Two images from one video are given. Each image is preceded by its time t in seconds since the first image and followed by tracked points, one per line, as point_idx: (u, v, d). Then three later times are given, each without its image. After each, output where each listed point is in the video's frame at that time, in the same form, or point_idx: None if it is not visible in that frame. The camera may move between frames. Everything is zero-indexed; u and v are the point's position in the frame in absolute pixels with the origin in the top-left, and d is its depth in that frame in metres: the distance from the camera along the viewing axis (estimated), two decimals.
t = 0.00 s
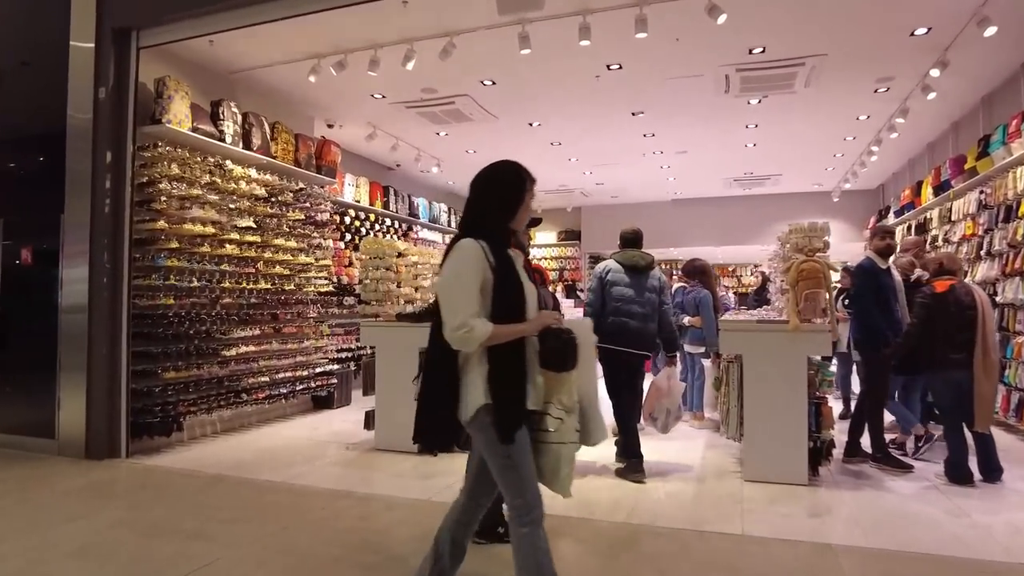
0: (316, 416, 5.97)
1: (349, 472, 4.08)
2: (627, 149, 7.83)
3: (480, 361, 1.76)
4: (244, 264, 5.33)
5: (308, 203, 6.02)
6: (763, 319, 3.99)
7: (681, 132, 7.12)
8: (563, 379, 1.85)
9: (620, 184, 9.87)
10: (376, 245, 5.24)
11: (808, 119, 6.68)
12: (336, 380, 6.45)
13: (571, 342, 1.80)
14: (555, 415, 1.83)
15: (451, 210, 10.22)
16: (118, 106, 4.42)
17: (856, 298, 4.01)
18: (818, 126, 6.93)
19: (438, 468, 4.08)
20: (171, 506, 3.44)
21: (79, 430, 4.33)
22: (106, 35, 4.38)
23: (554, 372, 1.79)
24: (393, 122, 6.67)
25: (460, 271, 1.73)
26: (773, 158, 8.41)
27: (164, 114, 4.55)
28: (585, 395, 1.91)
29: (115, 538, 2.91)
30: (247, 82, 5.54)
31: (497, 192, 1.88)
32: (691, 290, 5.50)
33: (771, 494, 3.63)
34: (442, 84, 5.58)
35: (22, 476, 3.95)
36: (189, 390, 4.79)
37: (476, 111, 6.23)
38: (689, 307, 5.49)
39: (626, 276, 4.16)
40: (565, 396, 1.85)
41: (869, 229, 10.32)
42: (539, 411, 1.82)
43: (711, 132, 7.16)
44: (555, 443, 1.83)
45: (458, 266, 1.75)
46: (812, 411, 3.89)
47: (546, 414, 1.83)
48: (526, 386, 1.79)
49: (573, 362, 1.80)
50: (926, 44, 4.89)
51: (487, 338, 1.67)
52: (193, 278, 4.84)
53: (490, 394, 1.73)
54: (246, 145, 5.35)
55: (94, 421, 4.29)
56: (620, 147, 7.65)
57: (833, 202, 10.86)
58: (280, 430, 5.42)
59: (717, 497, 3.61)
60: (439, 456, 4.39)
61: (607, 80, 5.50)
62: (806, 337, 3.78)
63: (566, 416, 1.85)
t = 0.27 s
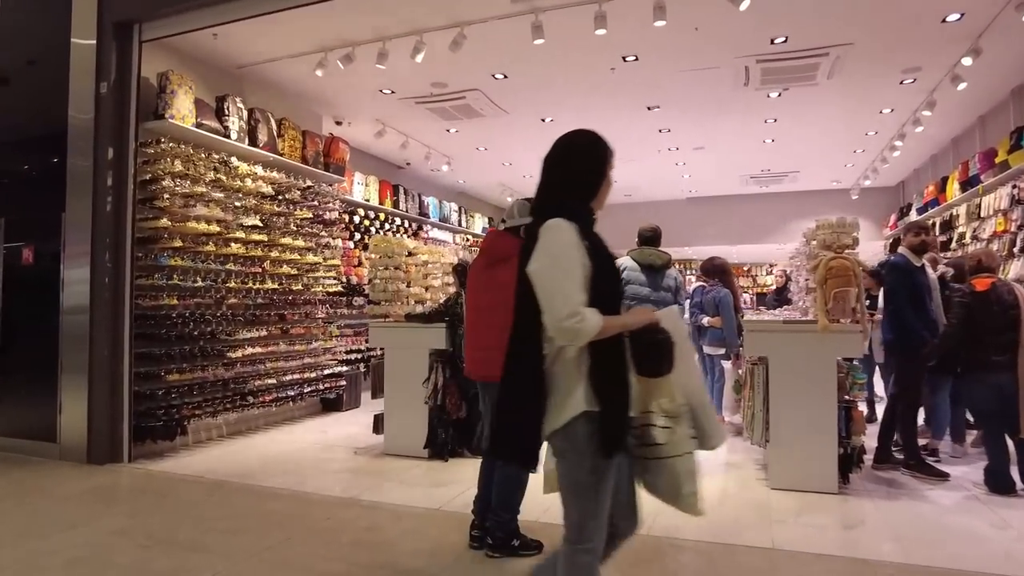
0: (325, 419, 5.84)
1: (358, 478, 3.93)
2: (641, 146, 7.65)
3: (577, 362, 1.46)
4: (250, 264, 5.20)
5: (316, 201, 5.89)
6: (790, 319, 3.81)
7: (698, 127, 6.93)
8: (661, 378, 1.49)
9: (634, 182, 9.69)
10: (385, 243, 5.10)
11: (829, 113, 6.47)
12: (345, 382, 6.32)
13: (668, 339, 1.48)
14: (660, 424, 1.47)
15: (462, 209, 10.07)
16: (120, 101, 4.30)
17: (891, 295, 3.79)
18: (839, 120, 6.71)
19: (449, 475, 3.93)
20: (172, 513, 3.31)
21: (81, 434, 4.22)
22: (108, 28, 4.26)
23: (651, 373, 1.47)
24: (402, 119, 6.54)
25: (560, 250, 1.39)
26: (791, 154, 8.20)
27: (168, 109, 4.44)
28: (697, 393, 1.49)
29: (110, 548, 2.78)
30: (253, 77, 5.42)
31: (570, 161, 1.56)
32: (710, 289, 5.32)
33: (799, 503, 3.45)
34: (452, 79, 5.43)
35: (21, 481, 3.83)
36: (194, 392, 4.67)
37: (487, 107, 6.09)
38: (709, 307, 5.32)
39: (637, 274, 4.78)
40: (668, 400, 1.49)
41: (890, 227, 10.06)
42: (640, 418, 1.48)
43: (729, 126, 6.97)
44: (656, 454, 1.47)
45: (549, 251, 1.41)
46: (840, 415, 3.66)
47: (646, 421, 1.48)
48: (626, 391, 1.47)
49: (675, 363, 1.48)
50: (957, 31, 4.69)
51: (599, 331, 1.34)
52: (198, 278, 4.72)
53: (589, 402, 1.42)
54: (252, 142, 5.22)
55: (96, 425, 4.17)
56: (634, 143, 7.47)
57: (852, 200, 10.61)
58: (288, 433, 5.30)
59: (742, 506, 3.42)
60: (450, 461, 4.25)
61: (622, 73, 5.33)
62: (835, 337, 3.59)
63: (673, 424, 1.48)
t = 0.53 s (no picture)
0: (334, 422, 5.69)
1: (367, 485, 3.77)
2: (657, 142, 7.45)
3: (691, 373, 1.23)
4: (257, 262, 5.07)
5: (325, 198, 5.74)
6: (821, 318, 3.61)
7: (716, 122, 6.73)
8: (793, 390, 1.26)
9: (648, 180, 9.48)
10: (395, 240, 4.93)
11: (854, 106, 6.24)
12: (354, 384, 6.16)
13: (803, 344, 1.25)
14: (805, 445, 1.24)
15: (473, 208, 9.91)
16: (122, 94, 4.17)
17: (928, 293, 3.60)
18: (864, 114, 6.48)
19: (462, 482, 3.77)
20: (172, 521, 3.17)
21: (82, 437, 4.09)
22: (111, 19, 4.14)
23: (777, 389, 1.21)
24: (413, 115, 6.38)
25: (678, 240, 1.18)
26: (812, 149, 7.97)
27: (172, 103, 4.31)
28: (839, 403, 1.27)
29: (105, 560, 2.64)
30: (260, 70, 5.28)
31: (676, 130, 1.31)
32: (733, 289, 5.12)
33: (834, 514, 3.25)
34: (464, 71, 5.27)
35: (19, 485, 3.71)
36: (198, 394, 4.53)
37: (499, 101, 5.92)
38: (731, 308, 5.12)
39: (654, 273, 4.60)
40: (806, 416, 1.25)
41: (912, 226, 9.77)
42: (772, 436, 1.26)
43: (749, 121, 6.75)
44: (789, 481, 1.26)
45: (661, 240, 1.20)
46: (878, 420, 3.47)
47: (778, 442, 1.26)
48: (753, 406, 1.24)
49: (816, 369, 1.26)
50: (993, 17, 4.46)
51: (728, 336, 1.14)
52: (202, 276, 4.58)
53: (708, 422, 1.21)
54: (259, 137, 5.09)
55: (97, 427, 4.05)
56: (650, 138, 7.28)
57: (873, 197, 10.34)
58: (296, 436, 5.15)
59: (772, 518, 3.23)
60: (463, 467, 4.08)
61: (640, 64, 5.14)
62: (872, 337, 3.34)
63: (821, 444, 1.24)
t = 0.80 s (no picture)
0: (339, 428, 5.52)
1: (374, 496, 3.60)
2: (671, 140, 7.26)
3: (879, 396, 1.11)
4: (260, 263, 4.90)
5: (330, 196, 5.57)
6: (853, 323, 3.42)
7: (733, 119, 6.53)
8: (992, 422, 1.18)
9: (660, 179, 9.28)
10: (405, 239, 4.73)
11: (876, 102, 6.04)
12: (360, 388, 6.00)
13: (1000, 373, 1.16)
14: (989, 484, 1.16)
15: (481, 208, 9.73)
16: (121, 88, 4.01)
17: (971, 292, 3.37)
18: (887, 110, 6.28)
19: (473, 494, 3.59)
20: (169, 536, 3.00)
21: (79, 445, 3.92)
22: (109, 9, 3.98)
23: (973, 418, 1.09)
24: (421, 111, 6.21)
25: (865, 243, 1.09)
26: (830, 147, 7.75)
27: (172, 97, 4.15)
28: None
29: None
30: (265, 65, 5.12)
31: (816, 116, 1.26)
32: (753, 292, 4.93)
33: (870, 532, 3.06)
34: (475, 65, 5.10)
35: (11, 496, 3.55)
36: (199, 400, 4.36)
37: (510, 97, 5.74)
38: (751, 311, 4.93)
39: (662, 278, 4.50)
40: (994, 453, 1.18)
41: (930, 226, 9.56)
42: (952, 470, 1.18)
43: (767, 118, 6.56)
44: (971, 526, 1.17)
45: (840, 240, 1.12)
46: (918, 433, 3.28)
47: (960, 479, 1.18)
48: (942, 437, 1.15)
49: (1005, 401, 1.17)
50: None
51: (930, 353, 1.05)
52: (203, 277, 4.42)
53: (901, 457, 1.11)
54: (263, 134, 4.92)
55: (94, 435, 3.88)
56: (664, 136, 7.08)
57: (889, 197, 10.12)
58: (300, 443, 4.98)
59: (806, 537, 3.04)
60: (474, 477, 3.90)
61: (657, 58, 4.96)
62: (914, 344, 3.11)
63: (1006, 486, 1.17)
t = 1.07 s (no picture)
0: (339, 433, 5.37)
1: (373, 506, 3.44)
2: (679, 138, 7.11)
3: None
4: (259, 263, 4.76)
5: (331, 194, 5.42)
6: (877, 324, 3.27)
7: (743, 116, 6.38)
8: None
9: (666, 179, 9.12)
10: (407, 238, 4.55)
11: (891, 99, 5.89)
12: (361, 391, 5.85)
13: None
14: None
15: (484, 208, 9.59)
16: (114, 81, 3.88)
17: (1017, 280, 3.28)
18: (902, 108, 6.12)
19: (478, 503, 3.43)
20: (159, 548, 2.85)
21: (69, 452, 3.78)
22: None
23: None
24: (424, 108, 6.07)
25: None
26: (841, 146, 7.59)
27: (167, 91, 4.01)
28: None
29: None
30: (264, 60, 4.98)
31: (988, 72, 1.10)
32: (766, 293, 4.77)
33: (898, 546, 2.89)
34: (479, 60, 4.95)
35: None
36: (195, 404, 4.21)
37: (515, 93, 5.60)
38: (764, 312, 4.77)
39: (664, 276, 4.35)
40: None
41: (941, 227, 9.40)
42: None
43: (778, 116, 6.40)
44: None
45: None
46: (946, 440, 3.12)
47: None
48: None
49: None
50: None
51: None
52: (199, 277, 4.28)
53: None
54: (262, 130, 4.78)
55: (85, 441, 3.73)
56: (672, 134, 6.93)
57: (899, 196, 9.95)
58: (299, 449, 4.83)
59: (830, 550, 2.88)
60: (479, 485, 3.74)
61: (667, 51, 4.81)
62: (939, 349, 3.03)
63: None
